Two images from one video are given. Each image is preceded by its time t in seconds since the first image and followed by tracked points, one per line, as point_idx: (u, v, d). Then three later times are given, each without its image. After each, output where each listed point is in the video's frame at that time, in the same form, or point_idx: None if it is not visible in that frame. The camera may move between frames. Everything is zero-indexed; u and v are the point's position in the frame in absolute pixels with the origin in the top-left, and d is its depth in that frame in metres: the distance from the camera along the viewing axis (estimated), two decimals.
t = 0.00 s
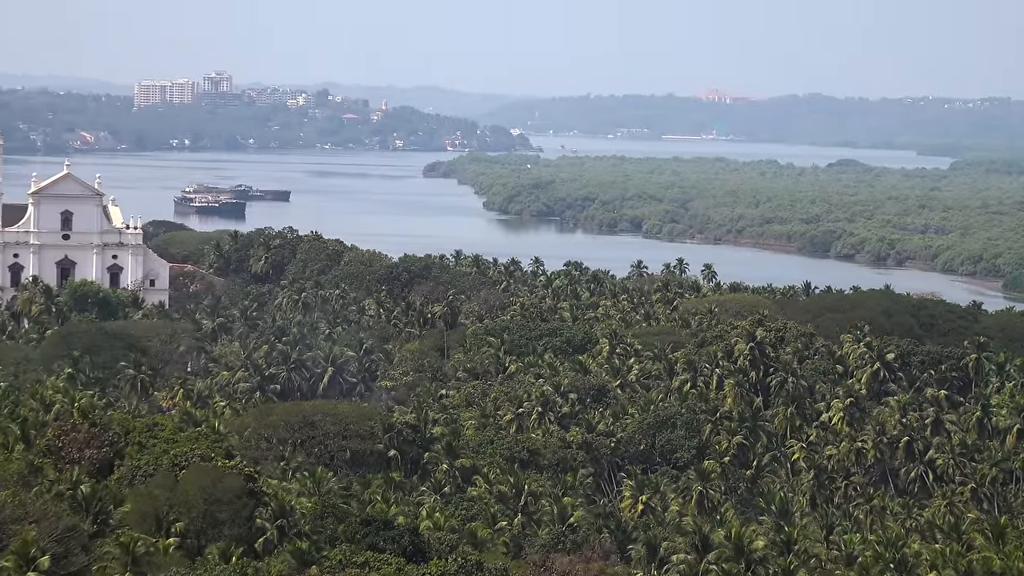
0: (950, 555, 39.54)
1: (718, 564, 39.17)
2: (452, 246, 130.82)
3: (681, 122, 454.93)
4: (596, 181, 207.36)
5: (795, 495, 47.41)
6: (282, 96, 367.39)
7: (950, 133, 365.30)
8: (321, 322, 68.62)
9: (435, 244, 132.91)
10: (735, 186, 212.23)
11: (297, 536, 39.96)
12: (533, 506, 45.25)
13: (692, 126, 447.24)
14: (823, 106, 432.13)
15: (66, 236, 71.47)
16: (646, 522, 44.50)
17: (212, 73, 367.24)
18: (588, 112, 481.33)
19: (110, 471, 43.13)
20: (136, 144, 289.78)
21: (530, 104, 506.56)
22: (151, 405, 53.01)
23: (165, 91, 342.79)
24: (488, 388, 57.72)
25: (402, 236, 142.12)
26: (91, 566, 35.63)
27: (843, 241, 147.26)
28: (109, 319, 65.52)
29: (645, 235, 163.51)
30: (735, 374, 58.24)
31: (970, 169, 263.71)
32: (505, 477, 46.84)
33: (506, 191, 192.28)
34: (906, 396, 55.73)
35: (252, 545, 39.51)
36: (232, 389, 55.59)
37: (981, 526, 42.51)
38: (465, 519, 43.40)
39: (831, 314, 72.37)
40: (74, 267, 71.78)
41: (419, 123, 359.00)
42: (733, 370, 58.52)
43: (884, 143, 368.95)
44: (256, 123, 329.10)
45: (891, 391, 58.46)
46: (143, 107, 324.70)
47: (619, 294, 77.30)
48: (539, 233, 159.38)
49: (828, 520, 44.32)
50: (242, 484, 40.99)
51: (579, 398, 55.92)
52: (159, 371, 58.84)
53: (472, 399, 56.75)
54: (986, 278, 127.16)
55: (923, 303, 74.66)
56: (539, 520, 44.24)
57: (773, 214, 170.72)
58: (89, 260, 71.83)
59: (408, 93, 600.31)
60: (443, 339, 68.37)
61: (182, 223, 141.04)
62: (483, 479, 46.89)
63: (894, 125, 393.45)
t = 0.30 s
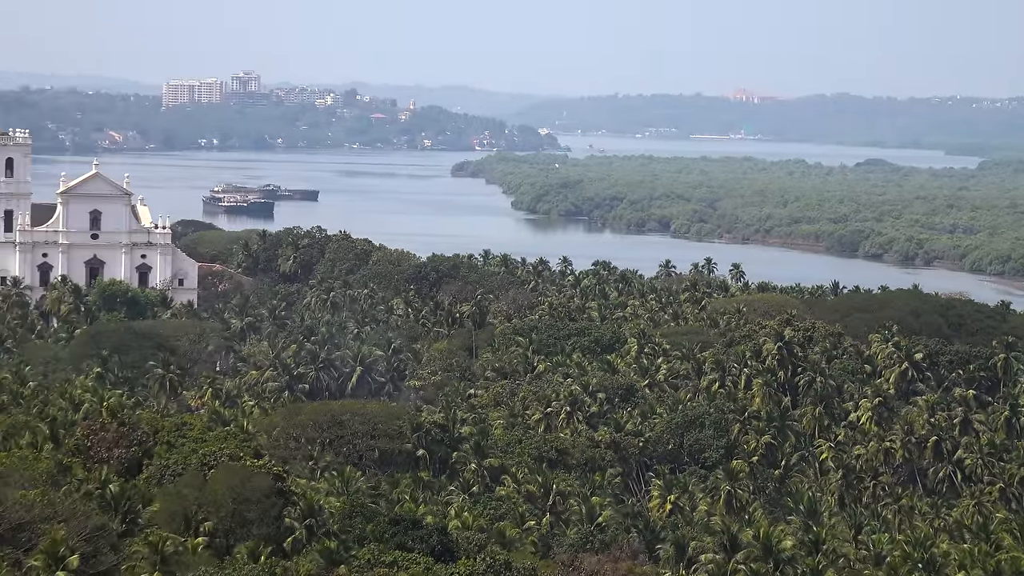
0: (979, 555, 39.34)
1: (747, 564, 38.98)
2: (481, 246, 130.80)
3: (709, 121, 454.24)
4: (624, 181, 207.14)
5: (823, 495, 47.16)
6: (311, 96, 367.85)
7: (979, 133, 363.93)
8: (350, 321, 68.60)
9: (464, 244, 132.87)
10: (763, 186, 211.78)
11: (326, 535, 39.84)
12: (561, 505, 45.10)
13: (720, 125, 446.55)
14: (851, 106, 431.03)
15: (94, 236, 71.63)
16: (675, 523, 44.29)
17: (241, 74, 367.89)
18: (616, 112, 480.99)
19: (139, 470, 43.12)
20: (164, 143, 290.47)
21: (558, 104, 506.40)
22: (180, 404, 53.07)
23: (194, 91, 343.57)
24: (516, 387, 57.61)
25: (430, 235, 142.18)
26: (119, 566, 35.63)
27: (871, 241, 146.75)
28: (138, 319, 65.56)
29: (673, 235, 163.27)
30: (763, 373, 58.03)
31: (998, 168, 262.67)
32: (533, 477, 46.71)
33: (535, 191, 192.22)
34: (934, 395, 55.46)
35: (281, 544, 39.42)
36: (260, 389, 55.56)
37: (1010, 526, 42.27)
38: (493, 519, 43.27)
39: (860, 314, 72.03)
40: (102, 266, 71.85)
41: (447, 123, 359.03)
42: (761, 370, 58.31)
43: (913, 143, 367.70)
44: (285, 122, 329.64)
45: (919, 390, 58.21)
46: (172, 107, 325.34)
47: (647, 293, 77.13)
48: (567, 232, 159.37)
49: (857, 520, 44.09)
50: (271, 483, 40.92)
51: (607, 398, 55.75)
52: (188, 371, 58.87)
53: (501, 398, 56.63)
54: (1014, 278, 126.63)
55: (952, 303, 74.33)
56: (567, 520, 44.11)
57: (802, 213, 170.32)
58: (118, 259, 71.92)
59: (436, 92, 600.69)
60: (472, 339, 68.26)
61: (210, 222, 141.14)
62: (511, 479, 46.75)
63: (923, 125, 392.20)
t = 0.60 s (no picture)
0: (1009, 556, 39.16)
1: (776, 564, 38.80)
2: (509, 245, 130.83)
3: (738, 121, 453.43)
4: (653, 180, 206.79)
5: (851, 494, 46.97)
6: (339, 96, 368.46)
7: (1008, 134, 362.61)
8: (379, 321, 68.59)
9: (492, 242, 132.60)
10: (792, 185, 211.24)
11: (355, 533, 39.80)
12: (590, 504, 44.96)
13: (748, 125, 445.80)
14: (880, 105, 429.82)
15: (123, 236, 71.78)
16: (703, 522, 44.10)
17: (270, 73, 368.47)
18: (644, 111, 480.51)
19: (169, 470, 43.18)
20: (193, 142, 291.05)
21: (586, 103, 506.23)
22: (210, 403, 53.13)
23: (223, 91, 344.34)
24: (545, 386, 57.52)
25: (460, 235, 142.36)
26: (148, 565, 35.64)
27: (900, 239, 146.32)
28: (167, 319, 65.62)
29: (702, 234, 163.00)
30: (792, 373, 57.87)
31: None
32: (562, 475, 46.59)
33: (563, 190, 192.11)
34: (963, 395, 55.23)
35: (310, 543, 39.31)
36: (289, 388, 55.57)
37: None
38: (521, 518, 43.16)
39: (888, 313, 71.77)
40: (132, 265, 71.97)
41: (476, 123, 359.00)
42: (790, 369, 58.13)
43: (941, 142, 366.58)
44: (313, 122, 330.06)
45: (948, 389, 57.97)
46: (201, 106, 325.99)
47: (676, 292, 77.03)
48: (597, 231, 159.12)
49: (885, 519, 43.89)
50: (300, 482, 40.89)
51: (636, 397, 55.60)
52: (218, 370, 58.91)
53: (529, 397, 56.47)
54: None
55: (981, 302, 74.12)
56: (595, 519, 43.97)
57: (831, 212, 169.82)
58: (147, 258, 72.06)
59: (464, 92, 601.10)
60: (500, 338, 68.15)
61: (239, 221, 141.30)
62: (540, 478, 46.62)
63: (952, 125, 391.00)
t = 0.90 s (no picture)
0: None
1: (805, 562, 38.63)
2: (537, 244, 130.63)
3: (767, 120, 452.38)
4: (682, 179, 206.28)
5: (881, 493, 46.77)
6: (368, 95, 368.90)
7: None
8: (408, 320, 68.60)
9: (521, 242, 132.28)
10: (822, 183, 210.52)
11: (385, 532, 39.67)
12: (619, 503, 44.84)
13: (777, 123, 444.73)
14: (910, 104, 428.38)
15: (153, 235, 71.92)
16: (733, 520, 43.93)
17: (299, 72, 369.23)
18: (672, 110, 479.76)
19: (198, 468, 43.21)
20: (222, 141, 291.58)
21: (615, 102, 505.74)
22: (240, 403, 53.14)
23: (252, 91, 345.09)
24: (574, 385, 57.37)
25: (489, 233, 142.27)
26: (178, 563, 35.63)
27: (930, 238, 145.73)
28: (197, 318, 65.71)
29: (731, 233, 162.56)
30: (821, 372, 57.65)
31: None
32: (592, 475, 46.47)
33: (592, 189, 191.88)
34: (993, 394, 54.96)
35: (339, 542, 39.29)
36: (319, 386, 55.58)
37: None
38: (550, 517, 43.05)
39: (917, 312, 71.47)
40: (162, 264, 72.09)
41: (504, 122, 358.82)
42: (819, 368, 57.88)
43: (971, 142, 365.12)
44: (342, 121, 330.35)
45: (978, 388, 57.73)
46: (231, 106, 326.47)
47: (705, 291, 76.84)
48: (626, 230, 158.69)
49: (915, 518, 43.66)
50: (330, 481, 40.86)
51: (666, 396, 55.43)
52: (247, 369, 58.91)
53: (558, 396, 56.34)
54: None
55: (1012, 301, 73.75)
56: (625, 518, 43.83)
57: (861, 211, 169.22)
58: (177, 257, 72.17)
59: (494, 92, 601.14)
60: (529, 336, 68.03)
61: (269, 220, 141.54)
62: (570, 477, 46.49)
63: (982, 125, 389.41)
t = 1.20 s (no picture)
0: None
1: (836, 561, 38.41)
2: (566, 243, 130.28)
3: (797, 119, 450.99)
4: (712, 177, 205.72)
5: (912, 491, 46.51)
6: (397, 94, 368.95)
7: None
8: (437, 320, 68.51)
9: (550, 241, 131.88)
10: (852, 182, 209.75)
11: (414, 532, 39.60)
12: (650, 502, 44.68)
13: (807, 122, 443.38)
14: (940, 102, 426.62)
15: (183, 234, 72.00)
16: (763, 520, 43.70)
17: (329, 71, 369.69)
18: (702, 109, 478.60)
19: (228, 467, 43.24)
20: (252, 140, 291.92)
21: (644, 101, 504.92)
22: (269, 402, 53.14)
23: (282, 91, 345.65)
24: (604, 384, 57.19)
25: (519, 232, 142.11)
26: (208, 563, 35.61)
27: (960, 237, 145.07)
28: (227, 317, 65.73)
29: (761, 232, 161.95)
30: (852, 371, 57.39)
31: None
32: (622, 474, 46.29)
33: (622, 188, 191.51)
34: None
35: (370, 541, 39.28)
36: (349, 385, 55.52)
37: None
38: (581, 516, 42.93)
39: (948, 311, 71.10)
40: (191, 263, 72.16)
41: (533, 121, 358.36)
42: (849, 367, 57.59)
43: (1002, 140, 363.42)
44: (372, 120, 330.37)
45: (1008, 386, 57.43)
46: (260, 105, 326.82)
47: (735, 290, 76.51)
48: (655, 229, 158.30)
49: (946, 517, 43.38)
50: (359, 480, 40.83)
51: (695, 395, 55.23)
52: (277, 369, 58.91)
53: (588, 395, 56.17)
54: None
55: None
56: (655, 518, 43.68)
57: (891, 210, 168.48)
58: (207, 256, 72.25)
59: (523, 91, 600.68)
60: (559, 336, 67.84)
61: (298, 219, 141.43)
62: (600, 476, 46.34)
63: (1013, 123, 387.55)
